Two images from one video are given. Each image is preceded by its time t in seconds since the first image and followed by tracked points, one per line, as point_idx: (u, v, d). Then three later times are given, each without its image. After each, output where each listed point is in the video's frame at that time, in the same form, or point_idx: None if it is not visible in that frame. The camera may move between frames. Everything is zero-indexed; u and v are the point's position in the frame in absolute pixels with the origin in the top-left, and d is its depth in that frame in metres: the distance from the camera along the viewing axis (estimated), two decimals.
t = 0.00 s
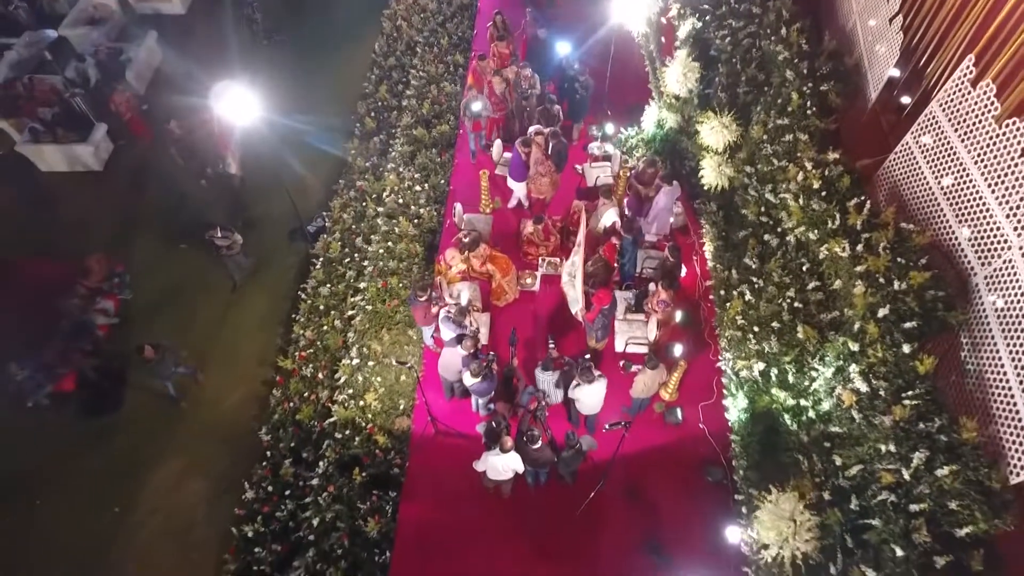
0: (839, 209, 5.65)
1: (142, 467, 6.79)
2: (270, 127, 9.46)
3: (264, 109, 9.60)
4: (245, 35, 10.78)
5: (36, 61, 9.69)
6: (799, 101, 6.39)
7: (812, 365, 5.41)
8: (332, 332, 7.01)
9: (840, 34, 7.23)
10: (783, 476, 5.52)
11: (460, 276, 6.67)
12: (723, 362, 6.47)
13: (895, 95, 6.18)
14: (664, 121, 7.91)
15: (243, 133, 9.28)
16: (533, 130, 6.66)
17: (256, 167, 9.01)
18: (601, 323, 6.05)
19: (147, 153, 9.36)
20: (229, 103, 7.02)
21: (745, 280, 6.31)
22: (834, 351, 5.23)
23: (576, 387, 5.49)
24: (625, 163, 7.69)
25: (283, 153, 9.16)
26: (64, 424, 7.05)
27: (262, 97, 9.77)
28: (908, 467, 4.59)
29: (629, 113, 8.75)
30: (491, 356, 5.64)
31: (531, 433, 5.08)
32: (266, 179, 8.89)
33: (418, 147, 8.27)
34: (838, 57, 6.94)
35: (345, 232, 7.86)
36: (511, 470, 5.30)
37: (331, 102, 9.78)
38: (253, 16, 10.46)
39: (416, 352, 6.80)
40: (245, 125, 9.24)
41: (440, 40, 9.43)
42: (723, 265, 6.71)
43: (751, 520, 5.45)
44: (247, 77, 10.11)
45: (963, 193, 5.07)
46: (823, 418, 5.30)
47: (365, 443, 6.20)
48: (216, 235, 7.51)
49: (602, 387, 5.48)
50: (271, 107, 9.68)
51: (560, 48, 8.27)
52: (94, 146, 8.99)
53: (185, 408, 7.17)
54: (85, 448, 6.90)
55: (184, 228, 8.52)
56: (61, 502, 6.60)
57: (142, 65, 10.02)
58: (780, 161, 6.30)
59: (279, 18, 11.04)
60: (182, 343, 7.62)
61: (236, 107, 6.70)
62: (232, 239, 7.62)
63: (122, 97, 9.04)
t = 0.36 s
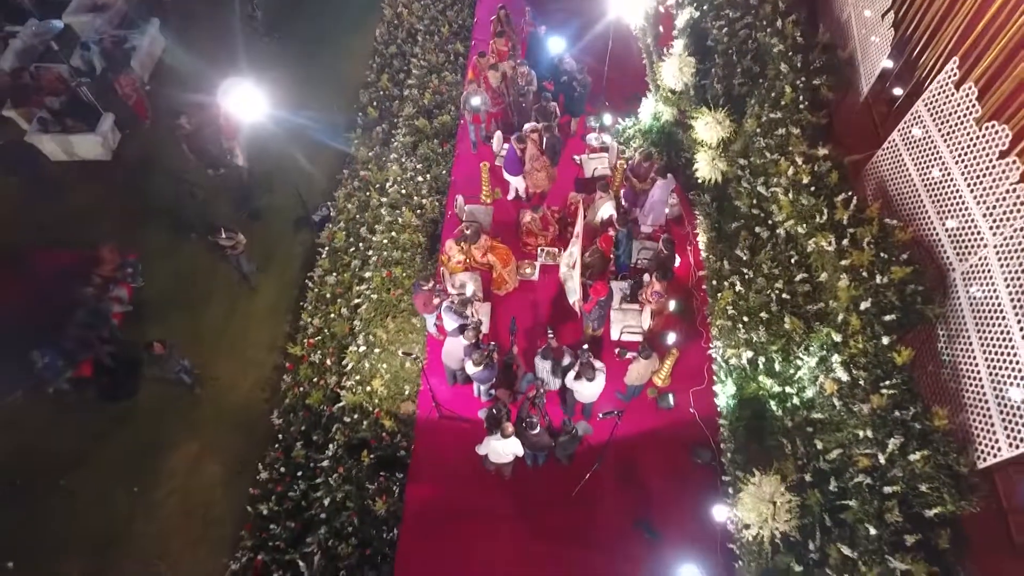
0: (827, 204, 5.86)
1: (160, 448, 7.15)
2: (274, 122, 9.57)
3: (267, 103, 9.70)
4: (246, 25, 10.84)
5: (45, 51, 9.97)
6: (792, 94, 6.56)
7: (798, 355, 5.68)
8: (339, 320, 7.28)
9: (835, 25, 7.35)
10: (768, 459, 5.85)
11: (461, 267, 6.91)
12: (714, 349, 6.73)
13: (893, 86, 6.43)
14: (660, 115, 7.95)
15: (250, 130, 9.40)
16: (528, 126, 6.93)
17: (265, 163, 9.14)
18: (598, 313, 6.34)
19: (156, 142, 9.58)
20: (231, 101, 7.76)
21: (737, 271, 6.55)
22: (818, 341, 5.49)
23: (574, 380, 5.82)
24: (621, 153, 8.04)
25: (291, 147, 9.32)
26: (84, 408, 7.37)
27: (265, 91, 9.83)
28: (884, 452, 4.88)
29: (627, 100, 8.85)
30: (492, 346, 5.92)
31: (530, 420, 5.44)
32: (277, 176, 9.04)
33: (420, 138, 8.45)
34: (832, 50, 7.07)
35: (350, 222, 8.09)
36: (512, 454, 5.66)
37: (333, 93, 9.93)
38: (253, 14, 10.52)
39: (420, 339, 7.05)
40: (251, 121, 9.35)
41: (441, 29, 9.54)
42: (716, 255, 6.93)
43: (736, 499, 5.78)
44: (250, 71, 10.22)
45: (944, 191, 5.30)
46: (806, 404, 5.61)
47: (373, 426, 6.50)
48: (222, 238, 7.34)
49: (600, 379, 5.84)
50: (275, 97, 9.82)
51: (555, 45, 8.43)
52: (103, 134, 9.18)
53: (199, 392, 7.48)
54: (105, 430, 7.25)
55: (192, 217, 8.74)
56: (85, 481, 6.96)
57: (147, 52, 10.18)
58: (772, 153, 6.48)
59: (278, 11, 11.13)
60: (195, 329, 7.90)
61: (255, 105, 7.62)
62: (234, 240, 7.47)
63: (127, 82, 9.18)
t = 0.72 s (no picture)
0: (815, 199, 6.08)
1: (177, 431, 7.49)
2: (277, 115, 9.70)
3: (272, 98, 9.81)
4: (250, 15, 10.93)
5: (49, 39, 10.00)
6: (784, 89, 6.73)
7: (784, 343, 5.94)
8: (345, 308, 7.56)
9: (829, 18, 7.50)
10: (754, 441, 6.17)
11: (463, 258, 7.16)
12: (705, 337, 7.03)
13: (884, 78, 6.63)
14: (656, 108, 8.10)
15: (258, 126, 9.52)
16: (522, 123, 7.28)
17: (269, 155, 9.32)
18: (594, 304, 6.63)
19: (163, 131, 9.76)
20: (242, 95, 7.93)
21: (728, 262, 6.80)
22: (803, 331, 5.76)
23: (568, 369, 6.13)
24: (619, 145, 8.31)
25: (293, 138, 9.48)
26: (102, 393, 7.69)
27: (267, 83, 9.98)
28: (861, 437, 5.20)
29: (624, 92, 9.02)
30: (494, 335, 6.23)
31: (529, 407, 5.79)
32: (283, 170, 9.22)
33: (422, 128, 8.63)
34: (825, 43, 7.21)
35: (354, 211, 8.29)
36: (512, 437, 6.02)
37: (334, 85, 10.07)
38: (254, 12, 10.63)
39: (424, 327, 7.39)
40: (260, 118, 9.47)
41: (442, 19, 9.67)
42: (709, 246, 7.18)
43: (723, 480, 6.13)
44: (253, 63, 10.38)
45: (926, 188, 5.55)
46: (791, 391, 5.92)
47: (380, 410, 6.83)
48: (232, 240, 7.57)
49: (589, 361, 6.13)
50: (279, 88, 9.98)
51: (554, 41, 8.34)
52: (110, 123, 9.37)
53: (213, 377, 7.82)
54: (124, 414, 7.59)
55: (201, 207, 8.98)
56: (107, 462, 7.33)
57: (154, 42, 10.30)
58: (765, 147, 6.66)
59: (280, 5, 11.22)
60: (207, 317, 8.20)
61: (263, 104, 7.60)
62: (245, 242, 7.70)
63: (131, 69, 9.49)
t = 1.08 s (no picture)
0: (803, 213, 6.32)
1: (192, 435, 7.79)
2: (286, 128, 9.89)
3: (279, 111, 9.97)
4: (254, 26, 11.11)
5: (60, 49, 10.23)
6: (775, 104, 6.96)
7: (773, 352, 6.21)
8: (352, 316, 7.82)
9: (818, 34, 7.74)
10: (743, 446, 6.49)
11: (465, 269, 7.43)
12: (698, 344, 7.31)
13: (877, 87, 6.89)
14: (651, 123, 8.27)
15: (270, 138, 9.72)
16: (518, 142, 7.69)
17: (274, 165, 9.58)
18: (592, 313, 6.98)
19: (173, 141, 9.99)
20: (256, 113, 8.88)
21: (720, 273, 7.08)
22: (790, 341, 6.02)
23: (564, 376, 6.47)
24: (614, 157, 8.62)
25: (296, 148, 9.72)
26: (118, 399, 7.97)
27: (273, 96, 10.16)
28: (844, 443, 5.47)
29: (623, 107, 9.31)
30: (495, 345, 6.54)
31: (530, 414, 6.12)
32: (291, 181, 9.47)
33: (425, 140, 8.87)
34: (816, 59, 7.45)
35: (360, 221, 8.55)
36: (513, 442, 6.34)
37: (336, 94, 10.21)
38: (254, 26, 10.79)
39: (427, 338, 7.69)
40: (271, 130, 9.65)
41: (444, 31, 9.91)
42: (703, 257, 7.44)
43: (714, 483, 6.41)
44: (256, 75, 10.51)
45: (907, 205, 5.81)
46: (779, 399, 6.19)
47: (386, 416, 7.12)
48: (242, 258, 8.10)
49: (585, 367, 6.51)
50: (284, 98, 10.19)
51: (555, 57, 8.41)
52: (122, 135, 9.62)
53: (225, 383, 8.10)
54: (140, 419, 7.89)
55: (212, 218, 9.26)
56: (124, 466, 7.63)
57: (161, 53, 10.49)
58: (757, 161, 6.89)
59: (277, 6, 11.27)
60: (218, 325, 8.49)
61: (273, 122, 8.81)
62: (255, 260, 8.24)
63: (137, 80, 9.68)
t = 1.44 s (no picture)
0: (792, 230, 6.57)
1: (204, 443, 8.08)
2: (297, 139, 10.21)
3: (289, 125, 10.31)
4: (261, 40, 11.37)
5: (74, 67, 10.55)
6: (766, 123, 7.21)
7: (762, 364, 6.48)
8: (358, 328, 8.13)
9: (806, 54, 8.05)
10: (734, 454, 6.78)
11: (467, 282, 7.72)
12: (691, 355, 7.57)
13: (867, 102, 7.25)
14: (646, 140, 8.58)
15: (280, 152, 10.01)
16: (515, 164, 7.88)
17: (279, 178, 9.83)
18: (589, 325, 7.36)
19: (182, 155, 10.28)
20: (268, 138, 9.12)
21: (712, 288, 7.34)
22: (779, 354, 6.28)
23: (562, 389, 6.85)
24: (612, 172, 8.94)
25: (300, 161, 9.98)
26: (134, 408, 8.29)
27: (282, 111, 10.51)
28: (828, 451, 5.76)
29: (618, 122, 9.62)
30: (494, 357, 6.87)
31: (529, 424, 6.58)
32: (298, 195, 9.75)
33: (428, 155, 9.17)
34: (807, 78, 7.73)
35: (366, 235, 8.85)
36: (513, 451, 6.75)
37: (344, 106, 10.52)
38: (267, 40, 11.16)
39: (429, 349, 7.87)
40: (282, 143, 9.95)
41: (446, 49, 10.22)
42: (696, 272, 7.73)
43: (704, 489, 6.69)
44: (266, 87, 10.83)
45: (890, 224, 6.07)
46: (768, 410, 6.47)
47: (391, 425, 7.40)
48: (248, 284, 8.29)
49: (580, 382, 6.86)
50: (292, 113, 10.51)
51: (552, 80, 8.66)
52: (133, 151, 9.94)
53: (236, 391, 8.39)
54: (155, 427, 8.20)
55: (222, 230, 9.55)
56: (139, 473, 7.94)
57: (171, 69, 10.78)
58: (747, 178, 7.15)
59: (276, 24, 11.54)
60: (228, 335, 8.77)
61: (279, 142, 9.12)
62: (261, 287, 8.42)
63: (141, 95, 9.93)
